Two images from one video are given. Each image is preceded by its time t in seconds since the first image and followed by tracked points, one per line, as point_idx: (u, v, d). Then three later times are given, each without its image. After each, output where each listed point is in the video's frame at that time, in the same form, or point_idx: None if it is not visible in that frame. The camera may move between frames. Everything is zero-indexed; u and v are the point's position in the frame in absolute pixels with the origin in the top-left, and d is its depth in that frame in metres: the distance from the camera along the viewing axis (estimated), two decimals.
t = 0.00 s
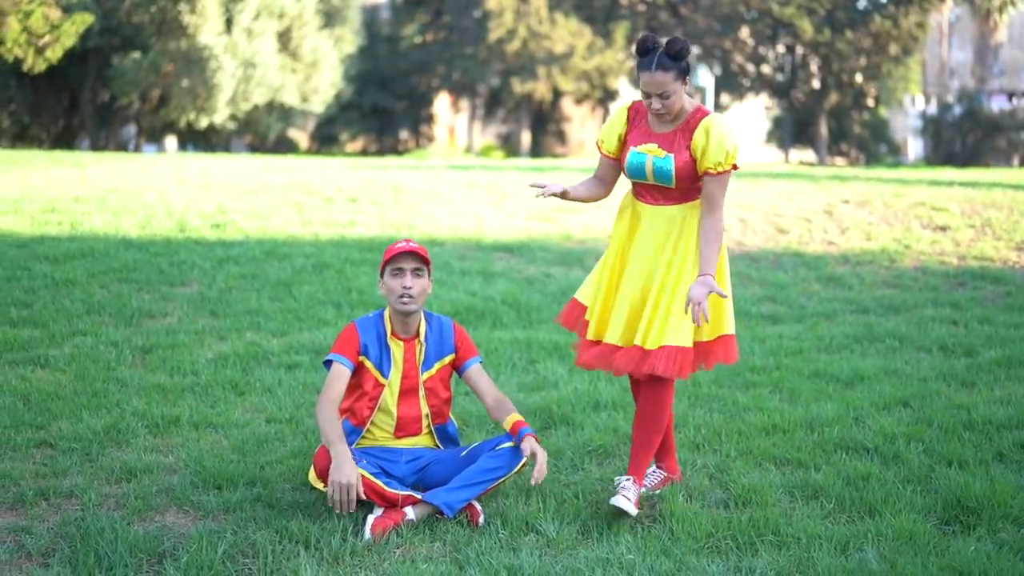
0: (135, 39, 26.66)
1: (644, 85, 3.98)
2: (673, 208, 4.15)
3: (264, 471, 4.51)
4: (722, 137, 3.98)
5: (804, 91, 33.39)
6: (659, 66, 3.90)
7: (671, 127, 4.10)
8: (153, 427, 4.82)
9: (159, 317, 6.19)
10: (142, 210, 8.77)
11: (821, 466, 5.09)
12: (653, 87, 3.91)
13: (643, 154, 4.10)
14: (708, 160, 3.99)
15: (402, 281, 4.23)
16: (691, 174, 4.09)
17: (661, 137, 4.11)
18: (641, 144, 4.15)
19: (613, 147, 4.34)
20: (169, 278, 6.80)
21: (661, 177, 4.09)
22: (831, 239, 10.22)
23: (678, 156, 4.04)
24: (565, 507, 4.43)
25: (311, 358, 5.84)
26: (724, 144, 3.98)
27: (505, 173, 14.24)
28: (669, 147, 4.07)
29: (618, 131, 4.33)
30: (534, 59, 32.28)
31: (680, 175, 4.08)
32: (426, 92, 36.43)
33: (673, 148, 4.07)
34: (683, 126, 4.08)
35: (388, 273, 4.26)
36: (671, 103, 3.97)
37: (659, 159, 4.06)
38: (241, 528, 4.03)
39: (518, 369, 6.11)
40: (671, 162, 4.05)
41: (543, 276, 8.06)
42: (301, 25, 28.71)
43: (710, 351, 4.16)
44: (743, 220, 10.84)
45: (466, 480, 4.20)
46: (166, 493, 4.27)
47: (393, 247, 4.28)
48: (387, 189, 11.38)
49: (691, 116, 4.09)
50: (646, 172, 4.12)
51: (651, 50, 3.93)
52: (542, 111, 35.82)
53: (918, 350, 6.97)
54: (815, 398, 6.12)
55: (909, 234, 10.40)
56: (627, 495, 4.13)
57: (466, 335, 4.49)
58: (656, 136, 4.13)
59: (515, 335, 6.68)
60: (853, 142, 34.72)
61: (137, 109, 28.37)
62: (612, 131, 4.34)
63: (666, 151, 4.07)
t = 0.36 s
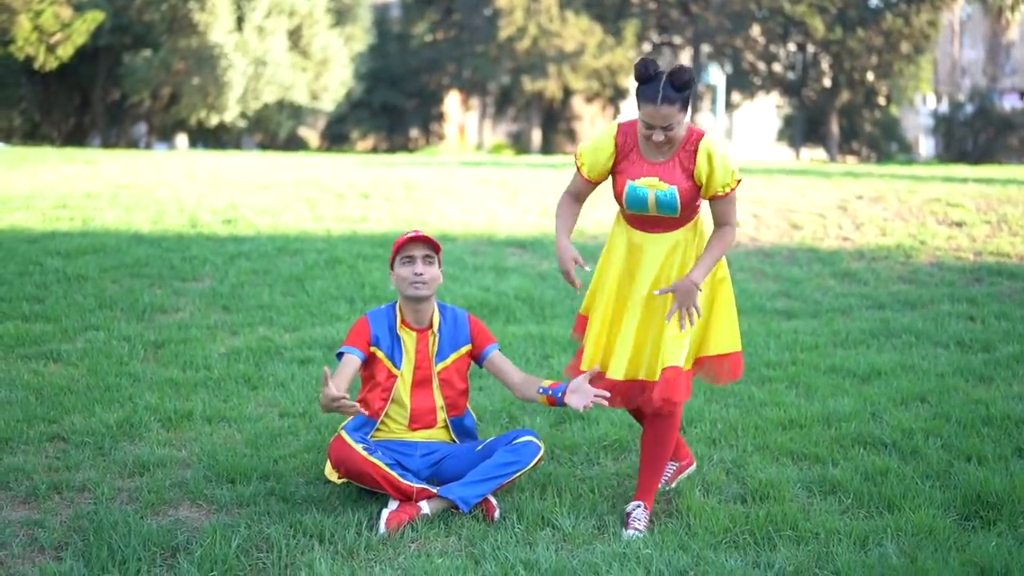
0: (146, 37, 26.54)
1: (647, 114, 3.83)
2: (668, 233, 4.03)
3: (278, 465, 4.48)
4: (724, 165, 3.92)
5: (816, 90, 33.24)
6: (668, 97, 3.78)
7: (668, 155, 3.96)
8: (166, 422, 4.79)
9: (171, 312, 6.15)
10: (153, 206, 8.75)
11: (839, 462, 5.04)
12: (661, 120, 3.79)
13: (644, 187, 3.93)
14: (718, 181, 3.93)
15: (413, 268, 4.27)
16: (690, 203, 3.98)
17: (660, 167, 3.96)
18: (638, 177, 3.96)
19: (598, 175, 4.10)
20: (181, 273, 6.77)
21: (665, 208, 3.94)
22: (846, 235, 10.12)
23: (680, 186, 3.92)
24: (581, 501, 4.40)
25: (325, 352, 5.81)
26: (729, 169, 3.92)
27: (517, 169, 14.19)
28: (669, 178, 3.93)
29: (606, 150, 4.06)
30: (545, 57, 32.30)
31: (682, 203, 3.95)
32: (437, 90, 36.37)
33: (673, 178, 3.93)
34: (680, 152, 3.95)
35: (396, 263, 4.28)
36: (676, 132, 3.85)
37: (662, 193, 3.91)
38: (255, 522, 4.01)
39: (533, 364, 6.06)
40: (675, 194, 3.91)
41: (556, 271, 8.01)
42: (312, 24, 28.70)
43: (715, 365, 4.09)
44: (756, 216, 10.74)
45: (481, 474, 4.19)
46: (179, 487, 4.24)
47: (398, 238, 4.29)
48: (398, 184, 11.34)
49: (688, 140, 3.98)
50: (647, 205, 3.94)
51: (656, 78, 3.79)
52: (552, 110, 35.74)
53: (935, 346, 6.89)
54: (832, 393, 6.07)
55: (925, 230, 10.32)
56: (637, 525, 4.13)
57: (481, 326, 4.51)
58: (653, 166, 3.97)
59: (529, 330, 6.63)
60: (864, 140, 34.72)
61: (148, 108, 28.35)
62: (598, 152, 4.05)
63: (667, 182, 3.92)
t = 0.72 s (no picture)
0: (160, 33, 26.32)
1: (623, 218, 3.67)
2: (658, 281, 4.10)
3: (290, 453, 4.43)
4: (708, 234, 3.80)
5: (830, 87, 33.11)
6: (645, 201, 3.61)
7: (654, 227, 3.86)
8: (177, 410, 4.75)
9: (183, 303, 6.10)
10: (166, 198, 8.72)
11: (858, 452, 4.95)
12: (641, 225, 3.64)
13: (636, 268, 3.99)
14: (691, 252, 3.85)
15: (424, 255, 4.21)
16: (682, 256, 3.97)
17: (649, 248, 3.92)
18: (630, 256, 3.97)
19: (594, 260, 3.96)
20: (193, 264, 6.72)
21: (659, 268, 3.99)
22: (863, 226, 9.99)
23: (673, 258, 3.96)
24: (597, 490, 4.34)
25: (337, 341, 5.76)
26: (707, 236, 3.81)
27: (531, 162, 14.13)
28: (660, 253, 3.94)
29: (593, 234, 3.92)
30: (558, 53, 32.10)
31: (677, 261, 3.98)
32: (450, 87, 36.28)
33: (661, 253, 3.93)
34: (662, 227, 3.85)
35: (406, 251, 4.20)
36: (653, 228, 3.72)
37: (656, 267, 3.98)
38: (265, 510, 3.96)
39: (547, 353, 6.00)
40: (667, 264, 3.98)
41: (572, 262, 7.94)
42: (325, 20, 28.65)
43: (719, 376, 4.10)
44: (773, 207, 10.61)
45: (495, 459, 4.16)
46: (190, 476, 4.19)
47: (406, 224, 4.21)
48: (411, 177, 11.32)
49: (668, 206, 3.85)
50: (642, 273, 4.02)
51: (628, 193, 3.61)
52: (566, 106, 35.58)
53: (955, 336, 6.80)
54: (850, 383, 5.98)
55: (943, 221, 10.19)
56: (649, 519, 4.05)
57: (489, 311, 4.47)
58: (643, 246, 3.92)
59: (544, 320, 6.56)
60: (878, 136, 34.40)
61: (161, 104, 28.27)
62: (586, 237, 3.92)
63: (657, 257, 3.95)
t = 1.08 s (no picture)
0: (205, 27, 26.17)
1: (618, 286, 3.69)
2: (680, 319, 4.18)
3: (329, 428, 4.34)
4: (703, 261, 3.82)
5: (876, 81, 32.23)
6: (625, 262, 3.60)
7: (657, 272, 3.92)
8: (215, 385, 4.68)
9: (223, 282, 6.03)
10: (208, 181, 8.70)
11: (911, 430, 4.77)
12: (636, 285, 3.66)
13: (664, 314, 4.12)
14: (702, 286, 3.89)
15: (462, 228, 4.08)
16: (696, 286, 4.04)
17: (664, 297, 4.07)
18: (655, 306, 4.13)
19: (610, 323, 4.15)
20: (234, 245, 6.66)
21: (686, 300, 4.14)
22: (914, 209, 9.70)
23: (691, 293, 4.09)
24: (642, 466, 4.20)
25: (378, 320, 5.66)
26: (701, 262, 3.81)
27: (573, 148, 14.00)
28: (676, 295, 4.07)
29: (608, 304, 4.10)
30: (603, 48, 31.98)
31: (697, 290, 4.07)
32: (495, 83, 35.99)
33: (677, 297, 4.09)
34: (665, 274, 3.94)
35: (444, 224, 4.08)
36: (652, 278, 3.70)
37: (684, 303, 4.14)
38: (303, 483, 3.87)
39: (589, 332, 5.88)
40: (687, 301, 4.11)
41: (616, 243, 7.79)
42: (369, 13, 27.83)
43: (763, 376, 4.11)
44: (821, 190, 10.36)
45: (536, 435, 4.02)
46: (226, 449, 4.10)
47: (445, 195, 4.08)
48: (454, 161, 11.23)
49: (659, 251, 3.90)
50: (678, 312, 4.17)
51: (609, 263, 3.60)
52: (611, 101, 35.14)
53: (1012, 316, 6.55)
54: (902, 362, 5.78)
55: (996, 204, 9.89)
56: (699, 492, 3.91)
57: (530, 283, 4.33)
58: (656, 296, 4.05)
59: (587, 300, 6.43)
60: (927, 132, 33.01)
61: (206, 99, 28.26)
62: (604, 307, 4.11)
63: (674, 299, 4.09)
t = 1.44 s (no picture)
0: (242, 20, 26.14)
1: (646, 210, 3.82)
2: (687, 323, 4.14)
3: (360, 396, 4.22)
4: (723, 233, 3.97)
5: (918, 75, 31.54)
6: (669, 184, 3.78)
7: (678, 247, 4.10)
8: (246, 355, 4.58)
9: (255, 257, 5.94)
10: (243, 161, 8.64)
11: (964, 402, 4.56)
12: (671, 207, 3.78)
13: (657, 290, 4.08)
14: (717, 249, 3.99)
15: (536, 200, 3.94)
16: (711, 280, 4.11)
17: (671, 268, 4.09)
18: (651, 282, 4.10)
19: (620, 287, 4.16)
20: (267, 220, 6.57)
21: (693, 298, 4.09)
22: (962, 187, 9.39)
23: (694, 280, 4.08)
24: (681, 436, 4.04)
25: (412, 293, 5.54)
26: (719, 225, 3.99)
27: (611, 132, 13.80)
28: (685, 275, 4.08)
29: (620, 270, 4.15)
30: (642, 41, 31.18)
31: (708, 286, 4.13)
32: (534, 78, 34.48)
33: (688, 274, 4.08)
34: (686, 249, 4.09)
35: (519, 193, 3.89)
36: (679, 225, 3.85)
37: (676, 292, 4.06)
38: (332, 450, 3.74)
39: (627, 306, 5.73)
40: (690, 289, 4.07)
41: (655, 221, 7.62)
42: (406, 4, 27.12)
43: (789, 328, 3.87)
44: (864, 169, 10.09)
45: (575, 403, 3.87)
46: (255, 417, 4.00)
47: (526, 164, 3.87)
48: (488, 141, 11.09)
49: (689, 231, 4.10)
50: (665, 304, 4.08)
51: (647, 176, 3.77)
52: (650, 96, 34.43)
53: None
54: (952, 336, 5.57)
55: None
56: (754, 454, 3.77)
57: (570, 249, 4.18)
58: (663, 267, 4.10)
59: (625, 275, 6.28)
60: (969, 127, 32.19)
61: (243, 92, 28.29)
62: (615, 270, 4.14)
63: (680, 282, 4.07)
